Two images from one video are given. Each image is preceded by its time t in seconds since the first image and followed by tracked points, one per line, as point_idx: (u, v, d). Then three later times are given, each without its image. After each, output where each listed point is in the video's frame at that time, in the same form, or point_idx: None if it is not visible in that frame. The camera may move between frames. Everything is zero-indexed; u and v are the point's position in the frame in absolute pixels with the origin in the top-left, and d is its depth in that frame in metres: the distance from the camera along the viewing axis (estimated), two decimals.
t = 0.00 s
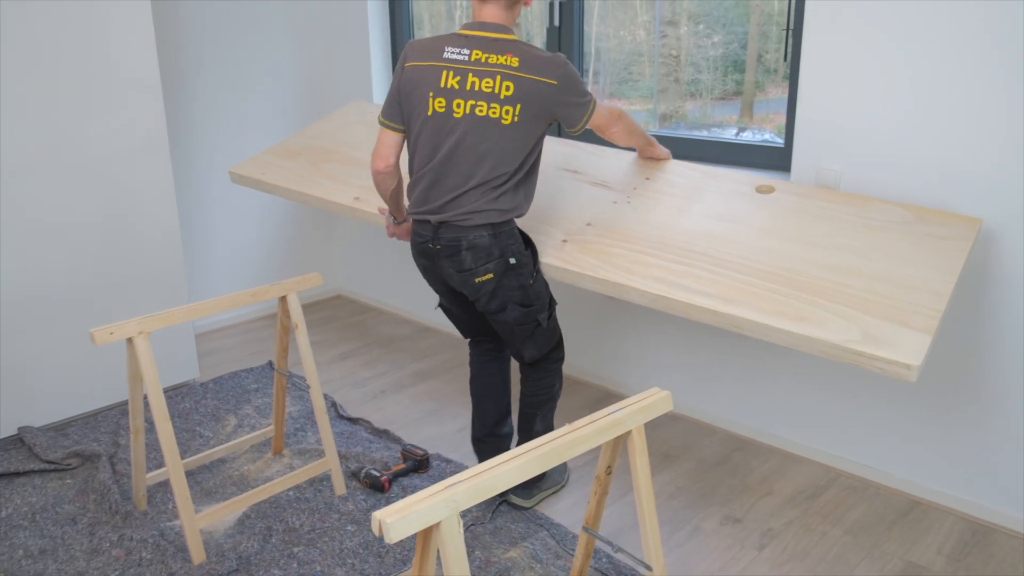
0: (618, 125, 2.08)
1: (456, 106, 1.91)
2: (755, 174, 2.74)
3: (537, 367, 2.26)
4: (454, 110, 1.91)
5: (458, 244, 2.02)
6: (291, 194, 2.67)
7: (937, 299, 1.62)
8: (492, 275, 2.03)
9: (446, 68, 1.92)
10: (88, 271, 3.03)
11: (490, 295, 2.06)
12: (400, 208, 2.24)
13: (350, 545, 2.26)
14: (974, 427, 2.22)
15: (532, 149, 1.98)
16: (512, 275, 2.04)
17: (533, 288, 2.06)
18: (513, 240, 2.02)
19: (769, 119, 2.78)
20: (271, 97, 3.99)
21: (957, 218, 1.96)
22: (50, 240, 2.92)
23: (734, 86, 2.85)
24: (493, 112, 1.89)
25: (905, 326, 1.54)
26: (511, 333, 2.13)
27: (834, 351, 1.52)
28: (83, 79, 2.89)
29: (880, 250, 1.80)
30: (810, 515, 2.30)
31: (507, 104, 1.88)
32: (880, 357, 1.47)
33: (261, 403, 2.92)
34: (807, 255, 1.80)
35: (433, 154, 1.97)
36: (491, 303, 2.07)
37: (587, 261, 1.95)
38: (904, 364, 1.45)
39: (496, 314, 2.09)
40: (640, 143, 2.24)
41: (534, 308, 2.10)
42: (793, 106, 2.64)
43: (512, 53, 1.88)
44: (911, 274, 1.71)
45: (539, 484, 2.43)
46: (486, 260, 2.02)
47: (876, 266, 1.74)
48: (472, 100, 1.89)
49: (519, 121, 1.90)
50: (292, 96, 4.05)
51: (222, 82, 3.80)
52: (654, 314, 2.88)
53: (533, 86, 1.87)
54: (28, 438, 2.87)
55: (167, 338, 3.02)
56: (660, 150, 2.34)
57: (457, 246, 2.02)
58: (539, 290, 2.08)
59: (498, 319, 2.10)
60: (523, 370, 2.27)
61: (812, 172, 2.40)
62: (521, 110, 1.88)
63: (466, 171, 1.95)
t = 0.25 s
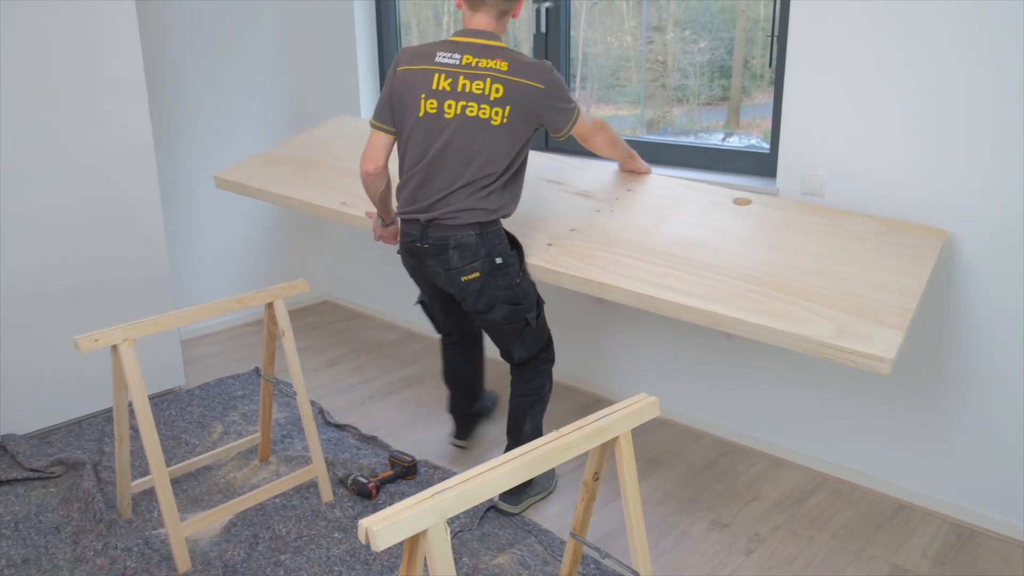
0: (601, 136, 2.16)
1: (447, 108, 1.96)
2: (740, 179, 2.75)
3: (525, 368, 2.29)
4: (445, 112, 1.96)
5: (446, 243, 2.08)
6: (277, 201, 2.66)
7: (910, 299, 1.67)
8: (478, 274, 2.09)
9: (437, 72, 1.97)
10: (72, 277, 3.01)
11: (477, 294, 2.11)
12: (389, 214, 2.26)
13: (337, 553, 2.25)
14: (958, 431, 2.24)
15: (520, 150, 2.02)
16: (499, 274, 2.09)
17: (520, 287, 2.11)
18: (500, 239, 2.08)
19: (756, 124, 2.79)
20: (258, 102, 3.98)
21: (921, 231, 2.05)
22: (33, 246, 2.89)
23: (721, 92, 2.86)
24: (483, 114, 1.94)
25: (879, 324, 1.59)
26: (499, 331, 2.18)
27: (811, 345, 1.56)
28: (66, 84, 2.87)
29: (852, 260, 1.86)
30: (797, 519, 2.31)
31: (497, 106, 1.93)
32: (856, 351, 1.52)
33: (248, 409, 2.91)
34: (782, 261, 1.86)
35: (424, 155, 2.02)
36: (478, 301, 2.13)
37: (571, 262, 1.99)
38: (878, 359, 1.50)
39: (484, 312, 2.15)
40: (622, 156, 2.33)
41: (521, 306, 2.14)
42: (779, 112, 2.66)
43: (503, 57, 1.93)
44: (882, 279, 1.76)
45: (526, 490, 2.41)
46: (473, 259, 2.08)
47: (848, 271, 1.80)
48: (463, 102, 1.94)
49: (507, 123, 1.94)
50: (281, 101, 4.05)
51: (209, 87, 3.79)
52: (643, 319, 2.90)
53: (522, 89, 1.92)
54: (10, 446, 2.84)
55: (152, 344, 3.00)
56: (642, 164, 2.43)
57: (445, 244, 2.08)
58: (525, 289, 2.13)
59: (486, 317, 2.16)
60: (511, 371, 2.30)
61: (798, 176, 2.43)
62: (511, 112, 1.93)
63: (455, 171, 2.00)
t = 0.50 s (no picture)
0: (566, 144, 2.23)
1: (414, 117, 2.04)
2: (728, 185, 2.76)
3: (505, 367, 2.35)
4: (412, 122, 2.05)
5: (414, 245, 2.14)
6: (258, 211, 2.70)
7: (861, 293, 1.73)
8: (446, 275, 2.15)
9: (406, 84, 2.06)
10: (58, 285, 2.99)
11: (445, 294, 2.17)
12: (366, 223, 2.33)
13: (326, 561, 2.24)
14: (946, 436, 2.26)
15: (486, 158, 2.10)
16: (467, 274, 2.15)
17: (488, 287, 2.16)
18: (468, 242, 2.14)
19: (744, 130, 2.79)
20: (247, 108, 3.97)
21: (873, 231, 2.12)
22: (19, 253, 2.87)
23: (709, 98, 2.86)
24: (448, 122, 2.02)
25: (827, 312, 1.66)
26: (471, 330, 2.24)
27: (762, 335, 1.62)
28: (52, 91, 2.85)
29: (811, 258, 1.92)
30: (787, 525, 2.32)
31: (461, 115, 2.01)
32: (806, 338, 1.57)
33: (236, 417, 2.90)
34: (746, 259, 1.92)
35: (393, 162, 2.11)
36: (447, 300, 2.19)
37: (537, 261, 2.06)
38: (823, 344, 1.56)
39: (454, 311, 2.20)
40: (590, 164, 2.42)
41: (491, 306, 2.20)
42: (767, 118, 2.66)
43: (468, 70, 2.03)
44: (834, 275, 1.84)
45: (516, 497, 2.41)
46: (441, 260, 2.14)
47: (799, 266, 1.87)
48: (429, 111, 2.03)
49: (472, 131, 2.03)
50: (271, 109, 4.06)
51: (197, 93, 3.78)
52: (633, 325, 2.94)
53: (485, 98, 2.00)
54: None
55: (140, 352, 2.99)
56: (611, 170, 2.52)
57: (414, 246, 2.14)
58: (495, 290, 2.18)
59: (456, 316, 2.22)
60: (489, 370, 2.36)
61: (786, 183, 2.44)
62: (475, 120, 2.02)
63: (422, 178, 2.08)
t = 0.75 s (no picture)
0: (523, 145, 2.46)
1: (372, 109, 2.20)
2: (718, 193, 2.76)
3: (472, 351, 2.48)
4: (370, 113, 2.20)
5: (374, 234, 2.28)
6: (242, 212, 2.90)
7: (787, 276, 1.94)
8: (404, 262, 2.28)
9: (365, 78, 2.22)
10: (48, 293, 2.97)
11: (405, 279, 2.30)
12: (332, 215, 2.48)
13: (317, 570, 2.23)
14: (936, 443, 2.26)
15: (441, 149, 2.25)
16: (425, 260, 2.28)
17: (445, 272, 2.30)
18: (425, 230, 2.28)
19: (734, 138, 2.80)
20: (239, 115, 3.97)
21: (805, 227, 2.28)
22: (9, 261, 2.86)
23: (700, 105, 2.87)
24: (405, 113, 2.17)
25: (752, 294, 1.84)
26: (433, 314, 2.36)
27: (691, 313, 1.80)
28: (42, 98, 2.84)
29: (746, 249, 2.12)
30: (778, 532, 2.32)
31: (417, 106, 2.17)
32: (731, 316, 1.75)
33: (227, 426, 2.89)
34: (682, 252, 2.11)
35: (353, 153, 2.25)
36: (407, 286, 2.31)
37: (490, 251, 2.24)
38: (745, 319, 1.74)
39: (414, 297, 2.33)
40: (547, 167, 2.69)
41: (451, 290, 2.33)
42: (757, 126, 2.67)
43: (424, 66, 2.19)
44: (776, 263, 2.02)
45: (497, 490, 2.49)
46: (398, 248, 2.27)
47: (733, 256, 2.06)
48: (387, 103, 2.18)
49: (428, 121, 2.18)
50: (263, 117, 4.07)
51: (188, 100, 3.78)
52: (626, 333, 2.96)
53: (440, 92, 2.16)
54: None
55: (130, 360, 2.97)
56: (567, 174, 2.81)
57: (373, 235, 2.29)
58: (452, 275, 2.32)
59: (417, 301, 2.34)
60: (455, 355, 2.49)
61: (776, 190, 2.46)
62: (430, 111, 2.17)
63: (381, 166, 2.22)
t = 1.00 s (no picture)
0: (496, 146, 2.52)
1: (349, 111, 2.36)
2: (711, 200, 2.76)
3: (435, 346, 2.68)
4: (347, 115, 2.37)
5: (350, 235, 2.43)
6: (233, 213, 2.98)
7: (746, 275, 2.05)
8: (379, 263, 2.43)
9: (343, 83, 2.39)
10: (40, 301, 2.96)
11: (380, 280, 2.45)
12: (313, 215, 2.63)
13: None
14: (930, 449, 2.28)
15: (415, 152, 2.40)
16: (398, 262, 2.44)
17: (417, 274, 2.47)
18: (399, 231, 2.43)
19: (728, 145, 2.81)
20: (233, 122, 3.97)
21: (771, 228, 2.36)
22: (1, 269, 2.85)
23: (693, 112, 2.88)
24: (380, 114, 2.34)
25: (710, 293, 1.95)
26: (405, 312, 2.53)
27: (648, 310, 1.93)
28: (36, 106, 2.84)
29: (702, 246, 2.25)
30: (773, 540, 2.33)
31: (392, 108, 2.33)
32: (686, 313, 1.87)
33: (220, 434, 2.88)
34: (642, 250, 2.23)
35: (331, 154, 2.42)
36: (381, 286, 2.47)
37: (463, 251, 2.37)
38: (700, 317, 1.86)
39: (388, 296, 2.49)
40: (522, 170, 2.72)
41: (422, 290, 2.51)
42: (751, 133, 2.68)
43: (398, 69, 2.36)
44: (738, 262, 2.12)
45: (435, 453, 2.77)
46: (374, 250, 2.42)
47: (688, 257, 2.17)
48: (363, 105, 2.35)
49: (401, 123, 2.34)
50: (257, 124, 4.07)
51: (183, 107, 3.78)
52: (621, 340, 2.97)
53: (413, 95, 2.33)
54: None
55: (123, 368, 2.96)
56: (542, 177, 2.85)
57: (349, 236, 2.44)
58: (423, 276, 2.49)
59: (390, 300, 2.50)
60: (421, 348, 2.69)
61: (770, 198, 2.47)
62: (404, 113, 2.34)
63: (357, 167, 2.39)
